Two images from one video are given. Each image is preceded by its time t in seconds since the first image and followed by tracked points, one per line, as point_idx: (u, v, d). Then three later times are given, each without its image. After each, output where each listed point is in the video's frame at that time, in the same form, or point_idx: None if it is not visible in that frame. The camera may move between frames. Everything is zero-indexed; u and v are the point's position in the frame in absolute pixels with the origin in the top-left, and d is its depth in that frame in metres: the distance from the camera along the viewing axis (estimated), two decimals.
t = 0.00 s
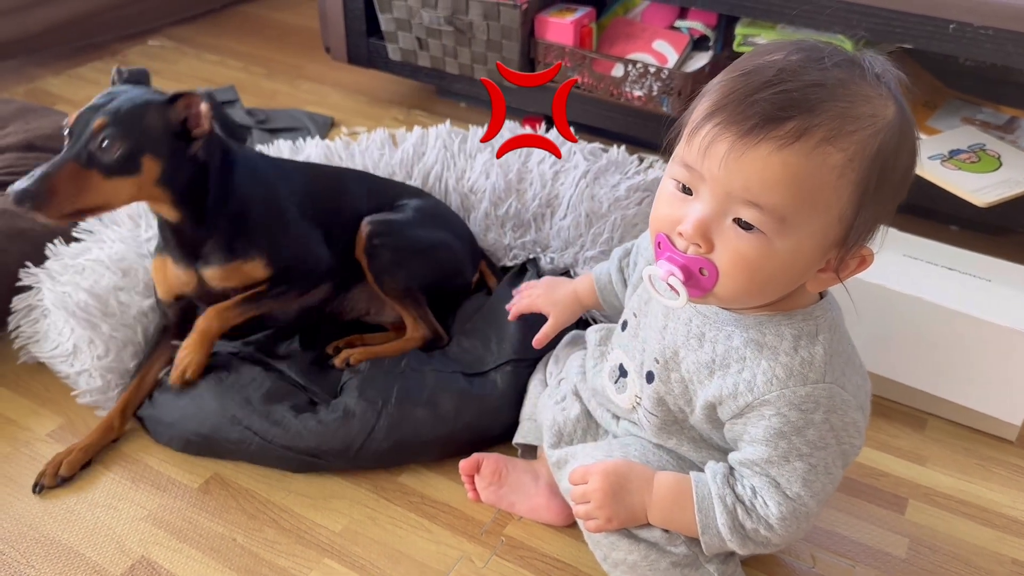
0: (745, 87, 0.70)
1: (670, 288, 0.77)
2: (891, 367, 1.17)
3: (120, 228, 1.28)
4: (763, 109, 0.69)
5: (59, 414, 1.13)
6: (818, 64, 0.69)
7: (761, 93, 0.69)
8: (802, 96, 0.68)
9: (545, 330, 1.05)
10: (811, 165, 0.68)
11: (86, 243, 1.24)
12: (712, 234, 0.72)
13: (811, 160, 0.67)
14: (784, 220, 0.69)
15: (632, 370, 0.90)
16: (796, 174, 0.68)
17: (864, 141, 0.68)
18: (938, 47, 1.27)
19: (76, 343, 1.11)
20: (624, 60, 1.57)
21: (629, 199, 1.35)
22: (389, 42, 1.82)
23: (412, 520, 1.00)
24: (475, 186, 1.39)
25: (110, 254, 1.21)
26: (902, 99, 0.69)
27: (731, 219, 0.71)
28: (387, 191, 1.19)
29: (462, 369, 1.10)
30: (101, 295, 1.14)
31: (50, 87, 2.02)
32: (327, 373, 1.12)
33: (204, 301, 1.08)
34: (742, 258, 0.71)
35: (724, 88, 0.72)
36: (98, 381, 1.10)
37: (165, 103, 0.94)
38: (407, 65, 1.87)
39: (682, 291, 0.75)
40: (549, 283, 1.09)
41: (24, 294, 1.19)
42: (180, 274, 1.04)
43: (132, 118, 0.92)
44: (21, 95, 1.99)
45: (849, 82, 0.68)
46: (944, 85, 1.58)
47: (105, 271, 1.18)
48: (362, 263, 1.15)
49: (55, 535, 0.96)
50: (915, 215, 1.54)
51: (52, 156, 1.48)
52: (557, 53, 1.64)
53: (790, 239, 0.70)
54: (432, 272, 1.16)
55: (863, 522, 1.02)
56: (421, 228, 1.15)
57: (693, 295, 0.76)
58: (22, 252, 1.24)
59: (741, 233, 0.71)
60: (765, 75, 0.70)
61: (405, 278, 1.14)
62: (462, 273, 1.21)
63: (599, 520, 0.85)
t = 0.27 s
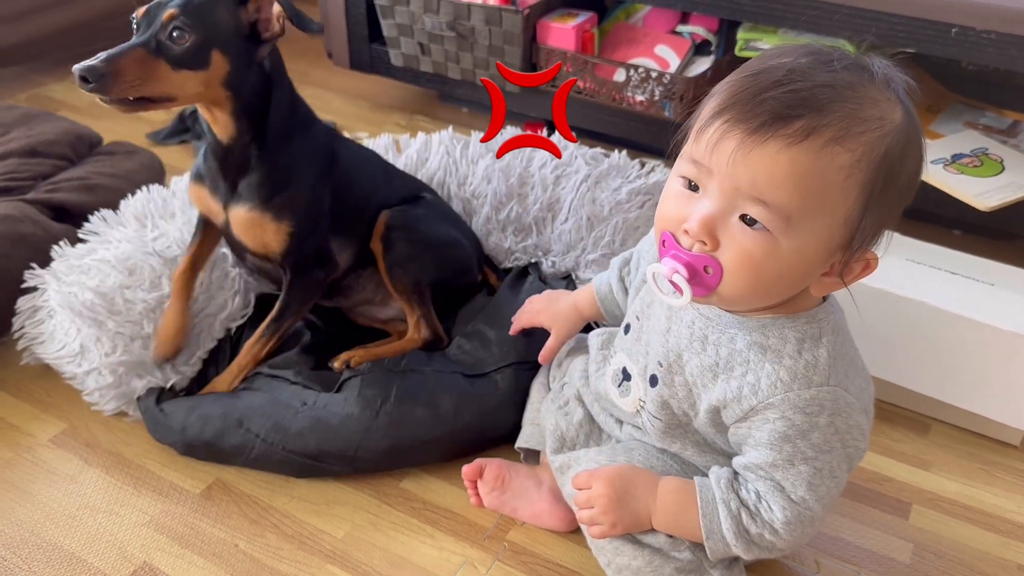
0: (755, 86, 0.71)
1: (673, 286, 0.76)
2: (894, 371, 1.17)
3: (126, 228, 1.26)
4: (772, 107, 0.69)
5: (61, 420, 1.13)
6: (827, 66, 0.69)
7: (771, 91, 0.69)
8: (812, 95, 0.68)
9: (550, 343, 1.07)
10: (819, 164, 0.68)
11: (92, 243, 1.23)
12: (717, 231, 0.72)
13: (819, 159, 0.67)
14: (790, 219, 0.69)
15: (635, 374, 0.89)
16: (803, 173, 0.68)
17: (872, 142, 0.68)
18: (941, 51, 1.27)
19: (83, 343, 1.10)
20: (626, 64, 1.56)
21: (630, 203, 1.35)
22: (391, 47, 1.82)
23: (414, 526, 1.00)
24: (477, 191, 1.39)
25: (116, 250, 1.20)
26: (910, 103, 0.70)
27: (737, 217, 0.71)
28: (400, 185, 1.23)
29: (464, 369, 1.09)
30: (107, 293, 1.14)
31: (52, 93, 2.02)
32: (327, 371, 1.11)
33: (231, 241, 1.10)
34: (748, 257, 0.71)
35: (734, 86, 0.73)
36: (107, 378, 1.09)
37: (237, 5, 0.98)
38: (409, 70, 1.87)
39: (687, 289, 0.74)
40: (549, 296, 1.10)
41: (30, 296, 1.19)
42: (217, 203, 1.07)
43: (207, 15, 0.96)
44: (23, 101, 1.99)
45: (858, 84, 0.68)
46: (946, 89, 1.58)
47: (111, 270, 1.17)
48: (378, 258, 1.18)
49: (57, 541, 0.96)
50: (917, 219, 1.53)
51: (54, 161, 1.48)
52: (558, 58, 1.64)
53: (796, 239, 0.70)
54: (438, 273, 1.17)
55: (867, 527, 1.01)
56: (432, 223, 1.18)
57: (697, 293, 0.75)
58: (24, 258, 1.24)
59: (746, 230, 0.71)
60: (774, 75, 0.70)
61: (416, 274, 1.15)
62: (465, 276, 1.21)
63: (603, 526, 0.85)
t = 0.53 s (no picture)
0: (761, 88, 0.71)
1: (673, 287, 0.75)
2: (898, 379, 1.16)
3: (136, 234, 1.25)
4: (778, 108, 0.69)
5: (64, 428, 1.13)
6: (832, 71, 0.70)
7: (778, 92, 0.70)
8: (818, 97, 0.68)
9: (551, 354, 1.07)
10: (823, 165, 0.68)
11: (102, 250, 1.22)
12: (721, 231, 0.71)
13: (824, 160, 0.68)
14: (794, 219, 0.69)
15: (635, 382, 0.89)
16: (808, 173, 0.68)
17: (876, 147, 0.68)
18: (943, 58, 1.27)
19: (90, 353, 1.11)
20: (627, 73, 1.57)
21: (633, 211, 1.35)
22: (393, 56, 1.83)
23: (416, 534, 1.00)
24: (481, 202, 1.40)
25: (131, 260, 1.19)
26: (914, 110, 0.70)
27: (740, 216, 0.71)
28: (423, 199, 1.23)
29: (468, 378, 1.09)
30: (123, 306, 1.13)
31: (56, 102, 2.03)
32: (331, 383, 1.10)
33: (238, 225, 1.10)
34: (750, 257, 0.71)
35: (741, 88, 0.73)
36: (110, 389, 1.09)
37: None
38: (411, 78, 1.88)
39: (687, 289, 0.73)
40: (550, 305, 1.10)
41: (35, 299, 1.19)
42: (224, 185, 1.07)
43: None
44: (27, 110, 2.00)
45: (862, 89, 0.69)
46: (948, 97, 1.58)
47: (127, 283, 1.16)
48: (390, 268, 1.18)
49: (59, 550, 0.96)
50: (920, 226, 1.53)
51: (57, 170, 1.48)
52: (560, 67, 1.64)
53: (800, 239, 0.70)
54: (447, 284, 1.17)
55: (871, 535, 1.01)
56: (447, 239, 1.18)
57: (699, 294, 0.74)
58: (27, 266, 1.24)
59: (750, 230, 0.71)
60: (780, 78, 0.71)
61: (427, 289, 1.15)
62: (472, 288, 1.21)
63: (604, 536, 0.85)
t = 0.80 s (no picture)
0: (759, 95, 0.72)
1: (672, 292, 0.75)
2: (901, 390, 1.16)
3: (141, 247, 1.26)
4: (776, 113, 0.70)
5: (67, 441, 1.13)
6: (828, 79, 0.71)
7: (775, 99, 0.70)
8: (815, 103, 0.69)
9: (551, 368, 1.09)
10: (820, 170, 0.68)
11: (107, 263, 1.22)
12: (720, 236, 0.72)
13: (821, 164, 0.68)
14: (793, 223, 0.69)
15: (637, 394, 0.89)
16: (806, 177, 0.68)
17: (873, 153, 0.68)
18: (943, 69, 1.28)
19: (94, 365, 1.11)
20: (628, 85, 1.57)
21: (635, 223, 1.35)
22: (396, 68, 1.84)
23: (419, 546, 0.99)
24: (484, 214, 1.40)
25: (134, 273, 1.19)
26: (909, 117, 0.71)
27: (740, 220, 0.71)
28: (428, 211, 1.23)
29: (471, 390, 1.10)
30: (127, 318, 1.13)
31: (60, 115, 2.04)
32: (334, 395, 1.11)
33: (245, 225, 1.11)
34: (750, 261, 0.71)
35: (739, 96, 0.74)
36: (113, 402, 1.10)
37: None
38: (413, 91, 1.89)
39: (687, 294, 0.72)
40: (550, 321, 1.10)
41: (39, 311, 1.20)
42: (235, 182, 1.07)
43: None
44: (32, 124, 2.01)
45: (859, 97, 0.69)
46: (948, 108, 1.58)
47: (131, 296, 1.16)
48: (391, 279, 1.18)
49: (63, 563, 0.96)
50: (921, 237, 1.54)
51: (61, 184, 1.49)
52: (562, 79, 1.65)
53: (798, 243, 0.70)
54: (450, 296, 1.17)
55: (874, 546, 1.01)
56: (451, 253, 1.19)
57: (699, 300, 0.74)
58: (31, 280, 1.25)
59: (749, 234, 0.71)
60: (777, 86, 0.71)
61: (428, 301, 1.15)
62: (475, 300, 1.22)
63: (608, 548, 0.84)
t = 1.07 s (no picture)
0: (758, 113, 0.73)
1: (673, 306, 0.75)
2: (903, 408, 1.16)
3: (147, 268, 1.27)
4: (775, 130, 0.71)
5: (72, 461, 1.14)
6: (826, 99, 0.72)
7: (774, 116, 0.72)
8: (813, 119, 0.70)
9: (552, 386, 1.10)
10: (819, 185, 0.69)
11: (113, 283, 1.23)
12: (720, 250, 0.72)
13: (819, 179, 0.69)
14: (791, 238, 0.70)
15: (639, 414, 0.89)
16: (804, 192, 0.69)
17: (870, 170, 0.69)
18: (941, 88, 1.29)
19: (98, 386, 1.12)
20: (629, 104, 1.59)
21: (636, 242, 1.36)
22: (399, 89, 1.86)
23: (423, 566, 1.00)
24: (486, 233, 1.41)
25: (140, 293, 1.20)
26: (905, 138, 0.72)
27: (739, 235, 0.72)
28: (432, 229, 1.24)
29: (475, 410, 1.10)
30: (132, 338, 1.14)
31: (66, 136, 2.06)
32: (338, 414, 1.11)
33: (251, 240, 1.11)
34: (750, 275, 0.71)
35: (738, 114, 0.75)
36: (117, 422, 1.10)
37: None
38: (416, 111, 1.90)
39: (687, 308, 0.73)
40: (552, 342, 1.11)
41: (45, 331, 1.20)
42: (242, 197, 1.08)
43: None
44: (37, 144, 2.03)
45: (856, 117, 0.70)
46: (947, 126, 1.60)
47: (136, 315, 1.17)
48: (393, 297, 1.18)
49: None
50: (922, 254, 1.54)
51: (67, 204, 1.50)
52: (563, 99, 1.67)
53: (797, 258, 0.71)
54: (453, 315, 1.18)
55: (877, 564, 1.01)
56: (452, 271, 1.19)
57: (699, 314, 0.74)
58: (37, 300, 1.25)
59: (749, 249, 0.71)
60: (776, 105, 0.73)
61: (430, 320, 1.15)
62: (478, 319, 1.22)
63: (612, 568, 0.84)
